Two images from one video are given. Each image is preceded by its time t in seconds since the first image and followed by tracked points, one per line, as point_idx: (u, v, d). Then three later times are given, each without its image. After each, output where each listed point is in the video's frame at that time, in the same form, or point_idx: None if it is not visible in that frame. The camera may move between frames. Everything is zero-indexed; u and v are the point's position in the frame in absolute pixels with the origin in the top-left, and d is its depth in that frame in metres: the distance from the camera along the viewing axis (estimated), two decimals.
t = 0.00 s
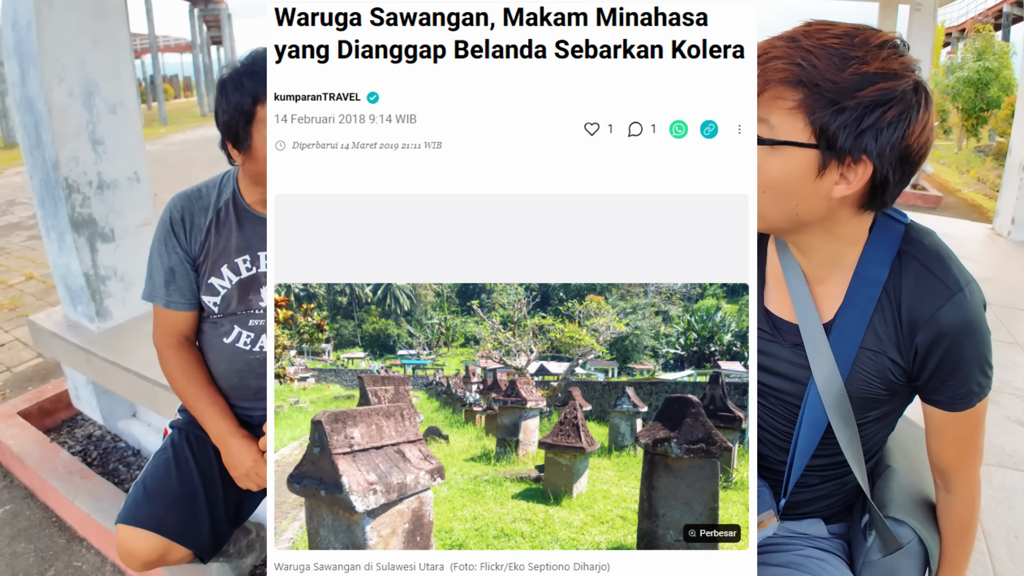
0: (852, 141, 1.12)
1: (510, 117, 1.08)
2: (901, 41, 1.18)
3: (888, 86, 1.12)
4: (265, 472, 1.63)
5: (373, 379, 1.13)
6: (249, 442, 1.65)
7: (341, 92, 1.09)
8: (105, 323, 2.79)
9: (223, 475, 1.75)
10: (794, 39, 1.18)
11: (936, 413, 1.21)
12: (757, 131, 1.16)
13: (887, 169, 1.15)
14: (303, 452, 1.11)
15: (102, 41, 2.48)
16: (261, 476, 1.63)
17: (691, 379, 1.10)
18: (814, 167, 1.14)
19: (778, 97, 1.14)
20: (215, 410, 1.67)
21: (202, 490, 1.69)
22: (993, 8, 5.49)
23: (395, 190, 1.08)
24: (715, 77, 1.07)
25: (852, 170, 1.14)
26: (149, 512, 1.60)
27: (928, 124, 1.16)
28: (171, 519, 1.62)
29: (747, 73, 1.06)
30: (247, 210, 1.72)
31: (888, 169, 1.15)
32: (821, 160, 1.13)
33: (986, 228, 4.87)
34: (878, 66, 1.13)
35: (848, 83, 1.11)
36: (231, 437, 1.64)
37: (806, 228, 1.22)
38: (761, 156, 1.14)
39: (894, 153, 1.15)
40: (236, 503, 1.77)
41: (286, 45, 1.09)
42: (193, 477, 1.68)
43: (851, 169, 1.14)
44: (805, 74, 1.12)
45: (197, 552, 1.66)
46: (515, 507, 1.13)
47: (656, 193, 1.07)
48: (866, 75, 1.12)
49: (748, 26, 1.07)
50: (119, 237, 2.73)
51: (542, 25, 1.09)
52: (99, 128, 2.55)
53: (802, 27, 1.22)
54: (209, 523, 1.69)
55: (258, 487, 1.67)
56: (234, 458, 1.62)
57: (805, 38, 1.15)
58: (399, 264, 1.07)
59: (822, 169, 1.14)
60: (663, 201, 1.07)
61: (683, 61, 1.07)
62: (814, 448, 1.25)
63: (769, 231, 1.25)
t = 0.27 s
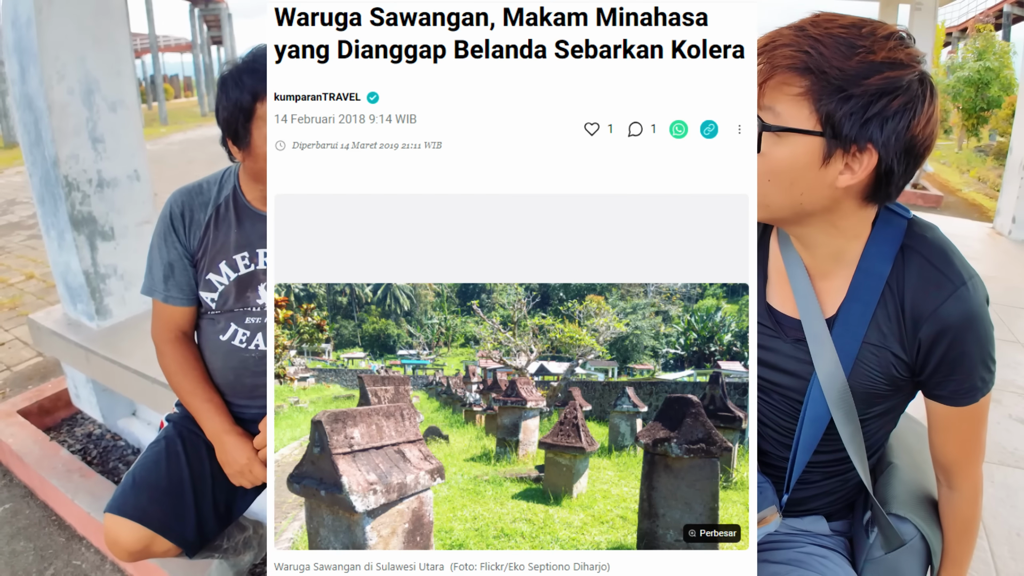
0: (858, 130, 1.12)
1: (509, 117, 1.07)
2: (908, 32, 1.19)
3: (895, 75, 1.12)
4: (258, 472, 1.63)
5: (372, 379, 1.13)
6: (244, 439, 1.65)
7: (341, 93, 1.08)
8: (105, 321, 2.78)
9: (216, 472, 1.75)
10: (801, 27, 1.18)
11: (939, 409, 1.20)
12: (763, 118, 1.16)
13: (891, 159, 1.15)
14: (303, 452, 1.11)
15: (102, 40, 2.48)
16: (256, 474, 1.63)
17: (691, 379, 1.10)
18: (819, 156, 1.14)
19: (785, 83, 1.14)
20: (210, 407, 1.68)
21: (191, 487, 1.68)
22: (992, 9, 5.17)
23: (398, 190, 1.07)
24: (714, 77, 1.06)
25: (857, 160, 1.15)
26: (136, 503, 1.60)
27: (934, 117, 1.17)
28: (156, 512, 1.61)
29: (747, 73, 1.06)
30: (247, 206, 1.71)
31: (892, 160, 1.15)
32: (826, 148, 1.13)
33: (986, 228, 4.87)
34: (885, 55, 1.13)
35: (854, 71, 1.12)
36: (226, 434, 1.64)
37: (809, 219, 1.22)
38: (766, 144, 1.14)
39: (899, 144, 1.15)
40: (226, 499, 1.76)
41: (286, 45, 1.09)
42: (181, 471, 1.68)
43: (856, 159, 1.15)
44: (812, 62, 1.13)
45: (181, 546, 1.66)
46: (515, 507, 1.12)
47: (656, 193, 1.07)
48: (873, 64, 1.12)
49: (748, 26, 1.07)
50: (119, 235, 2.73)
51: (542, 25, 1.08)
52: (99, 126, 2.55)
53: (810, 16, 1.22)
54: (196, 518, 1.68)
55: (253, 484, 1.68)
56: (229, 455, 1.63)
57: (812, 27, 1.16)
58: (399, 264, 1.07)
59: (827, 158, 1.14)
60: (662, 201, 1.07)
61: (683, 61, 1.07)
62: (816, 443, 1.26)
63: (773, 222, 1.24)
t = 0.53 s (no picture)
0: (856, 126, 1.12)
1: (512, 121, 1.07)
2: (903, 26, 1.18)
3: (891, 71, 1.12)
4: (256, 471, 1.63)
5: (373, 380, 1.12)
6: (243, 439, 1.65)
7: (341, 93, 1.08)
8: (104, 320, 2.78)
9: (215, 470, 1.75)
10: (795, 26, 1.18)
11: (940, 407, 1.20)
12: (762, 119, 1.16)
13: (891, 154, 1.15)
14: (303, 452, 1.10)
15: (102, 38, 2.47)
16: (253, 473, 1.63)
17: (691, 379, 1.09)
18: (817, 154, 1.14)
19: (781, 82, 1.14)
20: (209, 405, 1.68)
21: (191, 483, 1.68)
22: (993, 9, 5.62)
23: (398, 190, 1.07)
24: (714, 77, 1.06)
25: (857, 157, 1.14)
26: (135, 500, 1.60)
27: (932, 110, 1.16)
28: (156, 509, 1.61)
29: (747, 73, 1.05)
30: (246, 204, 1.71)
31: (892, 155, 1.15)
32: (825, 146, 1.13)
33: (987, 227, 4.87)
34: (881, 51, 1.13)
35: (850, 68, 1.11)
36: (225, 433, 1.64)
37: (809, 218, 1.22)
38: (764, 144, 1.14)
39: (898, 139, 1.15)
40: (225, 498, 1.76)
41: (286, 45, 1.09)
42: (180, 467, 1.68)
43: (855, 156, 1.14)
44: (808, 60, 1.12)
45: (181, 544, 1.65)
46: (515, 507, 1.12)
47: (655, 193, 1.06)
48: (869, 60, 1.12)
49: (748, 27, 1.06)
50: (118, 234, 2.73)
51: (542, 25, 1.08)
52: (98, 125, 2.54)
53: (804, 14, 1.22)
54: (196, 515, 1.68)
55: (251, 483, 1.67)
56: (228, 453, 1.63)
57: (806, 25, 1.15)
58: (399, 264, 1.07)
59: (826, 156, 1.14)
60: (662, 201, 1.06)
61: (683, 61, 1.06)
62: (816, 441, 1.25)
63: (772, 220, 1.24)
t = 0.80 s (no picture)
0: (844, 133, 1.12)
1: (512, 121, 1.06)
2: (850, 16, 1.18)
3: (857, 69, 1.12)
4: (251, 472, 1.62)
5: (372, 380, 1.12)
6: (239, 438, 1.64)
7: (341, 93, 1.08)
8: (103, 320, 2.78)
9: (211, 469, 1.74)
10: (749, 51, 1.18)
11: (939, 406, 1.20)
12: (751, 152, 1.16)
13: (886, 145, 1.14)
14: (303, 452, 1.10)
15: (101, 38, 2.47)
16: (249, 474, 1.62)
17: (691, 379, 1.09)
18: (814, 167, 1.14)
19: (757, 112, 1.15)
20: (207, 404, 1.68)
21: (186, 482, 1.68)
22: (994, 9, 5.82)
23: (398, 190, 1.06)
24: (714, 77, 1.05)
25: (853, 159, 1.14)
26: (130, 499, 1.60)
27: (909, 84, 1.15)
28: (150, 507, 1.61)
29: (747, 73, 1.05)
30: (245, 202, 1.70)
31: (886, 144, 1.14)
32: (819, 158, 1.13)
33: (987, 227, 4.87)
34: (839, 53, 1.12)
35: (817, 82, 1.11)
36: (221, 432, 1.64)
37: (817, 230, 1.22)
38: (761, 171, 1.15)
39: (887, 128, 1.14)
40: (220, 497, 1.75)
41: (286, 45, 1.08)
42: (175, 466, 1.67)
43: (852, 158, 1.14)
44: (773, 87, 1.13)
45: (175, 543, 1.64)
46: (515, 507, 1.11)
47: (656, 193, 1.06)
48: (832, 67, 1.12)
49: (749, 26, 1.06)
50: (117, 234, 2.73)
51: (542, 25, 1.07)
52: (97, 125, 2.54)
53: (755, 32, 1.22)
54: (190, 514, 1.67)
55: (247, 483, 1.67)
56: (224, 452, 1.62)
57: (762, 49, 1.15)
58: (398, 264, 1.06)
59: (823, 167, 1.14)
60: (662, 201, 1.06)
61: (683, 61, 1.06)
62: (816, 442, 1.25)
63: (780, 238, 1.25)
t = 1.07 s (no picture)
0: (829, 136, 1.12)
1: (512, 120, 1.06)
2: (846, 19, 1.18)
3: (846, 72, 1.12)
4: (252, 470, 1.63)
5: (372, 379, 1.12)
6: (238, 438, 1.65)
7: (341, 93, 1.08)
8: (102, 319, 2.78)
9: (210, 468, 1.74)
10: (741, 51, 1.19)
11: (935, 407, 1.20)
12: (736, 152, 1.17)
13: (873, 150, 1.14)
14: (303, 452, 1.10)
15: (101, 38, 2.47)
16: (248, 473, 1.63)
17: (691, 379, 1.09)
18: (798, 170, 1.14)
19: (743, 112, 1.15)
20: (207, 404, 1.68)
21: (185, 482, 1.68)
22: (993, 9, 5.71)
23: (397, 190, 1.06)
24: (716, 77, 1.05)
25: (839, 162, 1.14)
26: (129, 498, 1.60)
27: (901, 90, 1.15)
28: (149, 507, 1.61)
29: (747, 74, 1.05)
30: (245, 202, 1.70)
31: (874, 150, 1.14)
32: (803, 161, 1.13)
33: (987, 227, 4.87)
34: (830, 56, 1.13)
35: (805, 83, 1.11)
36: (220, 431, 1.65)
37: (807, 229, 1.22)
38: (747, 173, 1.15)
39: (875, 132, 1.14)
40: (219, 497, 1.76)
41: (286, 45, 1.08)
42: (175, 466, 1.67)
43: (837, 162, 1.14)
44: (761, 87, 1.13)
45: (174, 543, 1.65)
46: (515, 507, 1.12)
47: (655, 192, 1.06)
48: (820, 69, 1.12)
49: (749, 26, 1.06)
50: (117, 233, 2.73)
51: (542, 25, 1.08)
52: (96, 125, 2.54)
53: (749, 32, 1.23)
54: (189, 514, 1.67)
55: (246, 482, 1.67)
56: (222, 452, 1.63)
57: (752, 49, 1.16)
58: (400, 264, 1.06)
59: (808, 170, 1.14)
60: (663, 200, 1.06)
61: (682, 61, 1.06)
62: (812, 443, 1.26)
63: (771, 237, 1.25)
